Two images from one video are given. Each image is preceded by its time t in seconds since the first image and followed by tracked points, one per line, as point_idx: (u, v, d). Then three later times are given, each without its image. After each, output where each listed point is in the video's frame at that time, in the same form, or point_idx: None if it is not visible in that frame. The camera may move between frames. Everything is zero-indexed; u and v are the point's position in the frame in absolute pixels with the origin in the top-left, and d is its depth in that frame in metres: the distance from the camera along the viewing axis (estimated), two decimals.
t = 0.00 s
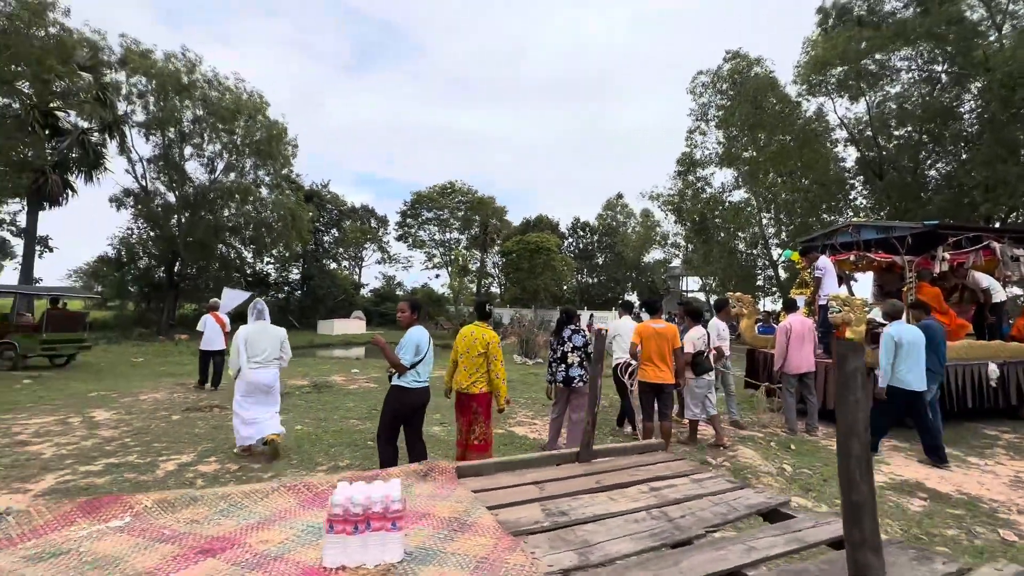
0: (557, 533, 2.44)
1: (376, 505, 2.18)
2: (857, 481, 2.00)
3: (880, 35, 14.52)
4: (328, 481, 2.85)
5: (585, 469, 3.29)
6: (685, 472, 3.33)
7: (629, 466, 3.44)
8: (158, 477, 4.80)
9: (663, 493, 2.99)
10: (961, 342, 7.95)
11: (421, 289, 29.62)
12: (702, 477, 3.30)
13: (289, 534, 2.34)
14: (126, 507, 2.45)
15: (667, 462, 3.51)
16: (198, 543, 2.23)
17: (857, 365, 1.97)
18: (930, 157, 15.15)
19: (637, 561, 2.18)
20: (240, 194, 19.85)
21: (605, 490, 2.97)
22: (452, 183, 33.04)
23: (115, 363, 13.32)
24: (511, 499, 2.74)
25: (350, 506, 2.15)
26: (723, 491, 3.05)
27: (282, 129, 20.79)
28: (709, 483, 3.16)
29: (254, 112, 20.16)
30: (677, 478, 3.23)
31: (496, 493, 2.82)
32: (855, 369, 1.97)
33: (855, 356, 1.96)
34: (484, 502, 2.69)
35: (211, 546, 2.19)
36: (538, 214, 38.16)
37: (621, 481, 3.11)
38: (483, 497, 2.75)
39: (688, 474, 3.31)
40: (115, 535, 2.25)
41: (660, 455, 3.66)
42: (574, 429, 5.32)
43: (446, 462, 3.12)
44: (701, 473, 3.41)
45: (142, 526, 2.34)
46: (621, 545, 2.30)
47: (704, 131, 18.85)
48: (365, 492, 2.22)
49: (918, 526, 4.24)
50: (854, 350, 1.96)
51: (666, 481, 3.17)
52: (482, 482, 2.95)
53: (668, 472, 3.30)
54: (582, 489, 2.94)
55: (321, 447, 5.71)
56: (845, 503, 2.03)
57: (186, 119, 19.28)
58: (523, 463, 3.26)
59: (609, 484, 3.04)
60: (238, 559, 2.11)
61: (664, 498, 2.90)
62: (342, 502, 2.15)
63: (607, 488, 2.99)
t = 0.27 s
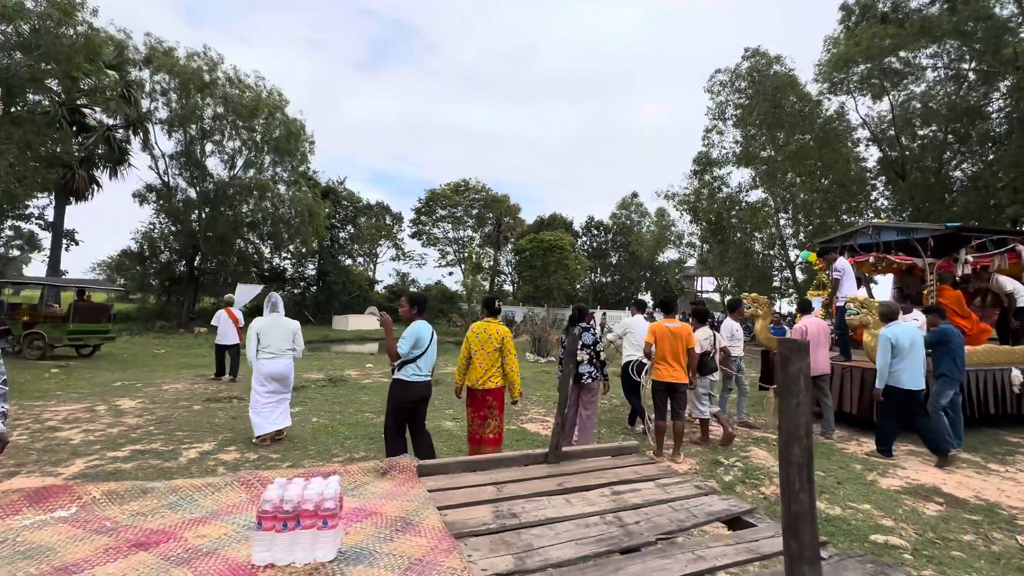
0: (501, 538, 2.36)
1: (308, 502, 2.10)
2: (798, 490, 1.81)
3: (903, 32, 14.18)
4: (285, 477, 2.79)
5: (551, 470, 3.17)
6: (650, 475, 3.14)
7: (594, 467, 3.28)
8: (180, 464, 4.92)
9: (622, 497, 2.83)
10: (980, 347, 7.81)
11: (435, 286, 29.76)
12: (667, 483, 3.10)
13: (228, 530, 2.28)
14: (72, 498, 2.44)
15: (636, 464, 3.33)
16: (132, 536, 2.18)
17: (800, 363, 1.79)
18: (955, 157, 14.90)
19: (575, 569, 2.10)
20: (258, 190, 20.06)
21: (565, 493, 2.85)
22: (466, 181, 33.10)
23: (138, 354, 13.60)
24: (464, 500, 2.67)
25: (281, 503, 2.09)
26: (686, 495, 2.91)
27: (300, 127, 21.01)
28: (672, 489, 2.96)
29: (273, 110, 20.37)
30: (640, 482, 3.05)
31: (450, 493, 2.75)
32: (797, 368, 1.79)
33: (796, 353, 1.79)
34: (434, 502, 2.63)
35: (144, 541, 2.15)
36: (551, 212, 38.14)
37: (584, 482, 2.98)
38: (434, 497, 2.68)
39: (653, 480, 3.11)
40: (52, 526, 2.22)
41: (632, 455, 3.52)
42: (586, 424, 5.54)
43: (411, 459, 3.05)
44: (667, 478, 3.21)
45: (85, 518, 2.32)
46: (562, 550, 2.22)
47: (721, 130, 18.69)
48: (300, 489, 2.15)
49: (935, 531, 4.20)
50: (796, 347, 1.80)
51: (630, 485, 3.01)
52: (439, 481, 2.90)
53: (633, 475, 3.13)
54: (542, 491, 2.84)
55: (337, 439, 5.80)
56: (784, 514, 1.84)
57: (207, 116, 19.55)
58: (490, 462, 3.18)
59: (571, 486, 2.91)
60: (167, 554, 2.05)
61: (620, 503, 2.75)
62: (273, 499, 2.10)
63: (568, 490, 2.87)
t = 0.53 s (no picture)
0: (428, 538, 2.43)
1: (221, 499, 2.57)
2: (708, 496, 1.78)
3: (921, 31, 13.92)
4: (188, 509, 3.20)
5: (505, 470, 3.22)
6: (603, 478, 3.15)
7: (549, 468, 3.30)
8: (197, 454, 5.02)
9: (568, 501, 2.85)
10: (998, 351, 7.69)
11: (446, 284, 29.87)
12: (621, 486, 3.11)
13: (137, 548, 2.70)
14: None
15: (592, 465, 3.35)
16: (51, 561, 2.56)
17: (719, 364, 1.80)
18: (976, 157, 14.66)
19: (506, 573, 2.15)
20: (272, 187, 20.28)
21: (510, 494, 2.89)
22: (477, 180, 33.15)
23: (155, 347, 13.84)
24: (405, 499, 2.73)
25: (192, 499, 2.55)
26: (634, 500, 2.92)
27: (315, 125, 21.21)
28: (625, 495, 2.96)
29: (288, 108, 20.55)
30: (590, 485, 3.07)
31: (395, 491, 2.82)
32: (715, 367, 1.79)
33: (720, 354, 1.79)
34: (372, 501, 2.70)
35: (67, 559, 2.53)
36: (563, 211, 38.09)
37: (532, 483, 3.01)
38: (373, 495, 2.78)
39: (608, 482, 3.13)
40: None
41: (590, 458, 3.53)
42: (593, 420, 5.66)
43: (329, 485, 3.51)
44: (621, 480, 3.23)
45: None
46: (485, 555, 2.27)
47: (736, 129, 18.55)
48: (213, 484, 2.63)
49: (947, 534, 4.17)
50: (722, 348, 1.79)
51: (578, 487, 3.04)
52: (386, 479, 2.96)
53: (585, 478, 3.15)
54: (485, 491, 2.88)
55: (349, 432, 5.87)
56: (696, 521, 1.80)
57: (223, 113, 19.76)
58: (444, 460, 3.24)
59: (516, 486, 2.96)
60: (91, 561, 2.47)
61: (563, 506, 2.78)
62: (186, 495, 2.57)
63: (513, 490, 2.91)
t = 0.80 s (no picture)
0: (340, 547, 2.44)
1: (103, 506, 2.66)
2: (597, 511, 1.97)
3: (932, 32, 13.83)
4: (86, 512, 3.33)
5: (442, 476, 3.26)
6: (544, 484, 3.18)
7: (490, 474, 3.34)
8: (203, 449, 5.06)
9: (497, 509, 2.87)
10: (1006, 355, 7.62)
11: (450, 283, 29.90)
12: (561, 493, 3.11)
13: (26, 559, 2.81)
14: None
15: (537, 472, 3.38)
16: None
17: (611, 369, 2.04)
18: (987, 159, 14.54)
19: None
20: (279, 185, 20.38)
21: (442, 499, 2.93)
22: (483, 179, 33.17)
23: (162, 343, 13.94)
24: (333, 503, 2.77)
25: (72, 505, 2.63)
26: (568, 506, 2.94)
27: (321, 123, 21.29)
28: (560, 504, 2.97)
29: (294, 106, 20.61)
30: (529, 491, 3.09)
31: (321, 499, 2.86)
32: (608, 372, 2.03)
33: (612, 360, 2.03)
34: (298, 506, 2.74)
35: None
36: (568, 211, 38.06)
37: (466, 489, 3.05)
38: (299, 499, 2.81)
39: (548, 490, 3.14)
40: None
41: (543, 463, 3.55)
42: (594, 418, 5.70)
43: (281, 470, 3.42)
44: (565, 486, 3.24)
45: None
46: (389, 567, 2.28)
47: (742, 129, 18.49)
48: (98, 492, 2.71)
49: (951, 538, 4.15)
50: (615, 354, 2.04)
51: (514, 495, 3.05)
52: (315, 485, 3.00)
53: (526, 484, 3.17)
54: (416, 497, 2.90)
55: (353, 430, 5.91)
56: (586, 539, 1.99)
57: (229, 111, 19.84)
58: (388, 462, 3.31)
59: (450, 493, 2.98)
60: None
61: (490, 514, 2.79)
62: (64, 503, 2.64)
63: (445, 497, 2.94)
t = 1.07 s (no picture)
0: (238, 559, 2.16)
1: None
2: (449, 527, 1.91)
3: (933, 35, 13.85)
4: None
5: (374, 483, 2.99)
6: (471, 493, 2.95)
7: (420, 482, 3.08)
8: (202, 449, 5.07)
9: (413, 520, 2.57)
10: (1004, 358, 7.61)
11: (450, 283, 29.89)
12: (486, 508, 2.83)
13: None
14: None
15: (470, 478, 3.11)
16: None
17: (469, 371, 1.97)
18: (987, 162, 14.56)
19: None
20: (279, 185, 20.39)
21: (359, 509, 2.66)
22: (483, 180, 33.17)
23: (162, 343, 13.95)
24: (240, 514, 2.48)
25: None
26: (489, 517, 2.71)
27: (322, 124, 21.32)
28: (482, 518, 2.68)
29: (295, 107, 20.62)
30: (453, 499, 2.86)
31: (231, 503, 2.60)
32: (465, 375, 1.97)
33: (469, 362, 1.96)
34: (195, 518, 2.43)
35: None
36: (568, 212, 38.08)
37: (388, 496, 2.79)
38: (205, 509, 2.52)
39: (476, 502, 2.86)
40: None
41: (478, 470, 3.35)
42: (591, 419, 5.73)
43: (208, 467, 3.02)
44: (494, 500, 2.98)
45: None
46: None
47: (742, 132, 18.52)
48: None
49: (948, 541, 4.16)
50: (473, 355, 1.97)
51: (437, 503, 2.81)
52: (231, 491, 2.72)
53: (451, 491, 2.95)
54: (332, 506, 2.64)
55: (352, 430, 5.92)
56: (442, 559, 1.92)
57: (230, 111, 19.85)
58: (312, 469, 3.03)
59: (368, 501, 2.72)
60: None
61: (402, 524, 2.51)
62: None
63: (362, 506, 2.67)
